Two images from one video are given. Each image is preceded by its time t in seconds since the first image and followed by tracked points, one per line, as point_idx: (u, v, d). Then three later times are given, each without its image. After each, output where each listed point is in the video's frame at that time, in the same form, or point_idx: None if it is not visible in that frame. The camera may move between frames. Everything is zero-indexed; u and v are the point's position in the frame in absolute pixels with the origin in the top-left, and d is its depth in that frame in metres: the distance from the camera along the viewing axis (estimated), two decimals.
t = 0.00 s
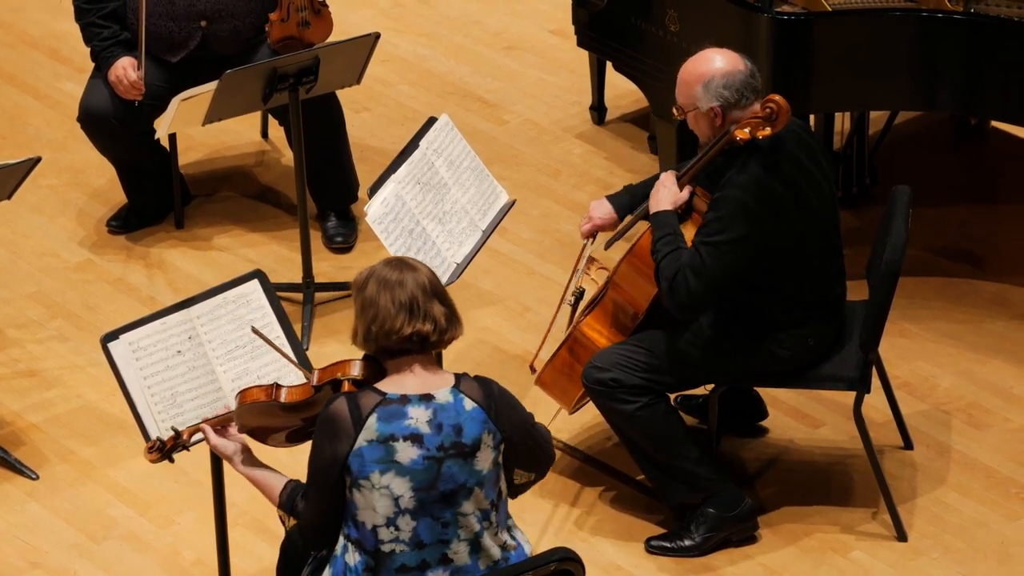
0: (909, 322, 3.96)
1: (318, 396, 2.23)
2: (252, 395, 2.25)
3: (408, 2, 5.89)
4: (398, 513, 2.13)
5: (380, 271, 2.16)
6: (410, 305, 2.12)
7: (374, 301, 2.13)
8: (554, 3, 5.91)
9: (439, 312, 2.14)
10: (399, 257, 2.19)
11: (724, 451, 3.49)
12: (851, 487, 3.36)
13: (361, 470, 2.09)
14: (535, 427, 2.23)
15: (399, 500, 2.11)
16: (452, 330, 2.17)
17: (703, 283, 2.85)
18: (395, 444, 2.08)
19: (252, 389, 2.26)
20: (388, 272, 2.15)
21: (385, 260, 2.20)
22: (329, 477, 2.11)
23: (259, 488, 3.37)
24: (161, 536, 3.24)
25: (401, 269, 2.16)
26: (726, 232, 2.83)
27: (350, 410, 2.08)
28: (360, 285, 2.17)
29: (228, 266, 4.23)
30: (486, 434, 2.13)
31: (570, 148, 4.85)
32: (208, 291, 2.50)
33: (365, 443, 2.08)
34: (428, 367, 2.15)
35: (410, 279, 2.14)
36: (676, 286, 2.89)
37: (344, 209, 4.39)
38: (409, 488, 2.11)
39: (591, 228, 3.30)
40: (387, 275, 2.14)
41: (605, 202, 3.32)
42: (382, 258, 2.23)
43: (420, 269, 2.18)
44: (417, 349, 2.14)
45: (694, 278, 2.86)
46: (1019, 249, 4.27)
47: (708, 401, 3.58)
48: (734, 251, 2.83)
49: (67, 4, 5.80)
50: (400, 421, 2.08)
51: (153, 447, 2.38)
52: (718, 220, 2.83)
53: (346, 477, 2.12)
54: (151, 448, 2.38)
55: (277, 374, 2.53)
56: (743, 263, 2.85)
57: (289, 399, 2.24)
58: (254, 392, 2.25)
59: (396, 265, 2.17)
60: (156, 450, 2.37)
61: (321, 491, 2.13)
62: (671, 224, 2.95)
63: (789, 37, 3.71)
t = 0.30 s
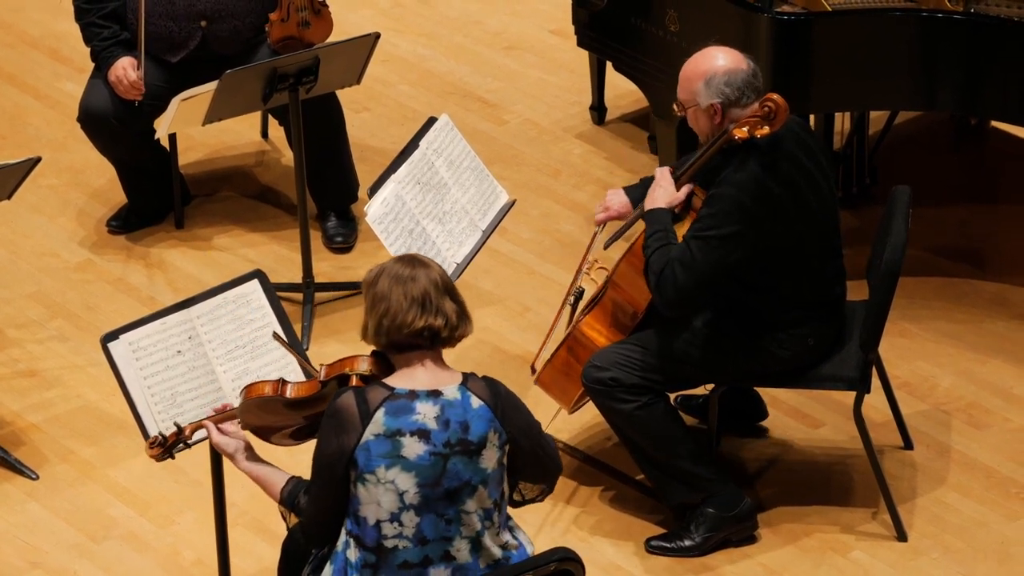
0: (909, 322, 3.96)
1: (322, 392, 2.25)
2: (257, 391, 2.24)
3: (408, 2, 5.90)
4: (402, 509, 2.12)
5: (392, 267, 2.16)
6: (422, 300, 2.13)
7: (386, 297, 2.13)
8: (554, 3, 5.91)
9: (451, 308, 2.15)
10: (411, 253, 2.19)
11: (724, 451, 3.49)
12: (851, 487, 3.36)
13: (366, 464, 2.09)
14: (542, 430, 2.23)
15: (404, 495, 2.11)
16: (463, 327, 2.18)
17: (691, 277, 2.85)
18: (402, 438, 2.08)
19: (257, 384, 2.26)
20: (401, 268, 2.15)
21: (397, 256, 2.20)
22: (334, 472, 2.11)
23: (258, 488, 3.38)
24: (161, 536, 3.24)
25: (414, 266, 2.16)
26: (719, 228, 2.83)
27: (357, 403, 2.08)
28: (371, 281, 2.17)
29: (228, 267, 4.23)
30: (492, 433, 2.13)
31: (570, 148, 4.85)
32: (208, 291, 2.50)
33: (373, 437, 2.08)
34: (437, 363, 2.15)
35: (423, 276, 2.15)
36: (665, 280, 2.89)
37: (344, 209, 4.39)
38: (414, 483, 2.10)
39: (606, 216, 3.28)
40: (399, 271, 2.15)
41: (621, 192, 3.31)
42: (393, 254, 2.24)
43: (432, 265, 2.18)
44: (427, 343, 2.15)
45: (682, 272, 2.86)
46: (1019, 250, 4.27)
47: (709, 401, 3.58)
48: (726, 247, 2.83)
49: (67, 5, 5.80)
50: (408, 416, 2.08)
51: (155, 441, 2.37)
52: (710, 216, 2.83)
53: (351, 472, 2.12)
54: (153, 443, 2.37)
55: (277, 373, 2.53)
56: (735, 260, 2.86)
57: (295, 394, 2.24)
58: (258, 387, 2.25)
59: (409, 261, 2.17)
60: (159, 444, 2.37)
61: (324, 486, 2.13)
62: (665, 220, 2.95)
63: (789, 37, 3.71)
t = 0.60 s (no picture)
0: (909, 322, 3.96)
1: (331, 385, 2.22)
2: (265, 382, 2.23)
3: (407, 2, 5.90)
4: (405, 506, 2.11)
5: (404, 265, 2.18)
6: (435, 299, 2.14)
7: (399, 293, 2.14)
8: (554, 3, 5.92)
9: (463, 306, 2.16)
10: (423, 252, 2.21)
11: (724, 451, 3.49)
12: (850, 487, 3.36)
13: (371, 460, 2.08)
14: (550, 434, 2.23)
15: (408, 492, 2.10)
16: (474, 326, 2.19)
17: (689, 273, 2.83)
18: (408, 436, 2.07)
19: (265, 375, 2.25)
20: (416, 266, 2.17)
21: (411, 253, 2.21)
22: (339, 467, 2.11)
23: (258, 489, 3.38)
24: (161, 537, 3.24)
25: (427, 264, 2.18)
26: (720, 223, 2.81)
27: (365, 399, 2.08)
28: (383, 280, 2.18)
29: (228, 267, 4.23)
30: (497, 434, 2.13)
31: (569, 148, 4.85)
32: (208, 291, 2.50)
33: (378, 433, 2.07)
34: (447, 362, 2.17)
35: (436, 275, 2.16)
36: (664, 276, 2.88)
37: (344, 210, 4.39)
38: (418, 481, 2.09)
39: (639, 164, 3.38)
40: (412, 269, 2.16)
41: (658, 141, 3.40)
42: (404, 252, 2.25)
43: (445, 266, 2.20)
44: (439, 342, 2.16)
45: (682, 268, 2.84)
46: (1019, 250, 4.27)
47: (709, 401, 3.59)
48: (727, 243, 2.82)
49: (66, 5, 5.80)
50: (414, 414, 2.08)
51: (159, 429, 2.31)
52: (710, 210, 2.82)
53: (355, 468, 2.11)
54: (155, 430, 2.31)
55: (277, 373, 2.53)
56: (736, 257, 2.84)
57: (302, 387, 2.22)
58: (266, 379, 2.23)
59: (423, 260, 2.18)
60: (164, 433, 2.31)
61: (329, 482, 2.13)
62: (666, 216, 2.97)
63: (789, 37, 3.71)
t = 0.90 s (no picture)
0: (909, 322, 3.96)
1: (339, 381, 2.22)
2: (273, 375, 2.22)
3: (407, 2, 5.90)
4: (408, 506, 2.11)
5: (418, 264, 2.16)
6: (448, 300, 2.13)
7: (413, 294, 2.13)
8: (554, 3, 5.92)
9: (475, 309, 2.16)
10: (435, 252, 2.20)
11: (724, 451, 3.49)
12: (851, 487, 3.35)
13: (375, 459, 2.09)
14: (557, 440, 2.22)
15: (411, 492, 2.10)
16: (484, 329, 2.18)
17: (696, 264, 2.83)
18: (413, 436, 2.08)
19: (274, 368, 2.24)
20: (431, 269, 2.16)
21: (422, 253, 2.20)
22: (344, 466, 2.11)
23: (258, 489, 3.38)
24: (161, 537, 3.24)
25: (441, 264, 2.17)
26: (730, 214, 2.82)
27: (372, 398, 2.09)
28: (394, 279, 2.17)
29: (228, 267, 4.23)
30: (503, 438, 2.13)
31: (569, 148, 4.85)
32: (207, 291, 2.50)
33: (384, 432, 2.08)
34: (455, 366, 2.15)
35: (450, 277, 2.15)
36: (672, 264, 2.87)
37: (344, 210, 4.39)
38: (422, 481, 2.09)
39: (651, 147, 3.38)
40: (425, 270, 2.15)
41: (670, 123, 3.40)
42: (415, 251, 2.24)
43: (458, 265, 2.19)
44: (450, 344, 2.15)
45: (691, 256, 2.84)
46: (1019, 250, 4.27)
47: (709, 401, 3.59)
48: (734, 235, 2.82)
49: (66, 5, 5.80)
50: (420, 414, 2.08)
51: (166, 417, 2.32)
52: (722, 202, 2.83)
53: (360, 466, 2.11)
54: (163, 418, 2.32)
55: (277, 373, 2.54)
56: (744, 250, 2.84)
57: (310, 381, 2.22)
58: (275, 371, 2.22)
59: (436, 260, 2.17)
60: (171, 421, 2.32)
61: (333, 479, 2.13)
62: (681, 203, 2.94)
63: (789, 36, 3.71)
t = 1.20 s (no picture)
0: (909, 322, 3.96)
1: (347, 379, 2.22)
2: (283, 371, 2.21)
3: (408, 2, 5.90)
4: (412, 507, 2.11)
5: (428, 267, 2.14)
6: (459, 305, 2.12)
7: (423, 297, 2.12)
8: (554, 3, 5.92)
9: (486, 314, 2.14)
10: (448, 254, 2.18)
11: (724, 451, 3.49)
12: (851, 488, 3.36)
13: (380, 460, 2.09)
14: (564, 445, 2.21)
15: (415, 494, 2.10)
16: (495, 332, 2.17)
17: (701, 269, 2.82)
18: (419, 438, 2.07)
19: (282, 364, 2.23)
20: (442, 272, 2.13)
21: (432, 253, 2.18)
22: (348, 465, 2.11)
23: (258, 489, 3.38)
24: (161, 537, 3.24)
25: (452, 267, 2.15)
26: (734, 220, 2.81)
27: (378, 398, 2.08)
28: (405, 279, 2.15)
29: (228, 267, 4.23)
30: (508, 442, 2.13)
31: (569, 148, 4.85)
32: (208, 291, 2.50)
33: (389, 433, 2.08)
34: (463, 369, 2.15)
35: (460, 281, 2.13)
36: (687, 276, 2.85)
37: (344, 210, 4.39)
38: (426, 483, 2.09)
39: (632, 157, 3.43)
40: (436, 273, 2.13)
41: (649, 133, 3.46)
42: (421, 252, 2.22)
43: (470, 268, 2.17)
44: (459, 348, 2.14)
45: (706, 265, 2.82)
46: (1019, 250, 4.27)
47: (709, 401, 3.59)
48: (739, 239, 2.82)
49: (66, 5, 5.81)
50: (426, 416, 2.08)
51: (174, 407, 2.31)
52: (728, 207, 2.82)
53: (364, 466, 2.12)
54: (171, 408, 2.31)
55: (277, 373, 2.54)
56: (753, 255, 2.85)
57: (319, 378, 2.21)
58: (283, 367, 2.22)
59: (447, 263, 2.15)
60: (179, 411, 2.30)
61: (337, 478, 2.13)
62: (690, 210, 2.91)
63: (789, 36, 3.71)
